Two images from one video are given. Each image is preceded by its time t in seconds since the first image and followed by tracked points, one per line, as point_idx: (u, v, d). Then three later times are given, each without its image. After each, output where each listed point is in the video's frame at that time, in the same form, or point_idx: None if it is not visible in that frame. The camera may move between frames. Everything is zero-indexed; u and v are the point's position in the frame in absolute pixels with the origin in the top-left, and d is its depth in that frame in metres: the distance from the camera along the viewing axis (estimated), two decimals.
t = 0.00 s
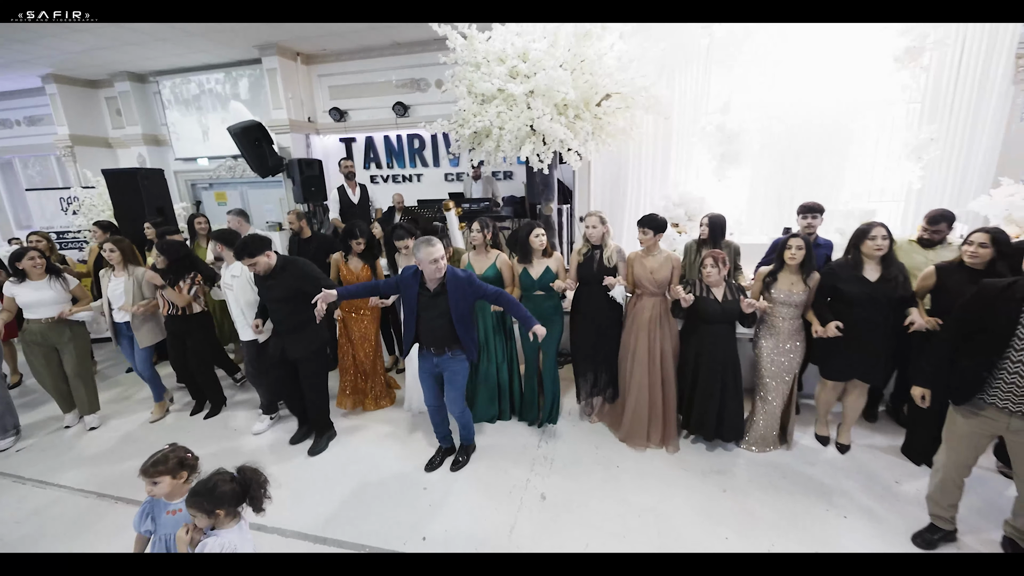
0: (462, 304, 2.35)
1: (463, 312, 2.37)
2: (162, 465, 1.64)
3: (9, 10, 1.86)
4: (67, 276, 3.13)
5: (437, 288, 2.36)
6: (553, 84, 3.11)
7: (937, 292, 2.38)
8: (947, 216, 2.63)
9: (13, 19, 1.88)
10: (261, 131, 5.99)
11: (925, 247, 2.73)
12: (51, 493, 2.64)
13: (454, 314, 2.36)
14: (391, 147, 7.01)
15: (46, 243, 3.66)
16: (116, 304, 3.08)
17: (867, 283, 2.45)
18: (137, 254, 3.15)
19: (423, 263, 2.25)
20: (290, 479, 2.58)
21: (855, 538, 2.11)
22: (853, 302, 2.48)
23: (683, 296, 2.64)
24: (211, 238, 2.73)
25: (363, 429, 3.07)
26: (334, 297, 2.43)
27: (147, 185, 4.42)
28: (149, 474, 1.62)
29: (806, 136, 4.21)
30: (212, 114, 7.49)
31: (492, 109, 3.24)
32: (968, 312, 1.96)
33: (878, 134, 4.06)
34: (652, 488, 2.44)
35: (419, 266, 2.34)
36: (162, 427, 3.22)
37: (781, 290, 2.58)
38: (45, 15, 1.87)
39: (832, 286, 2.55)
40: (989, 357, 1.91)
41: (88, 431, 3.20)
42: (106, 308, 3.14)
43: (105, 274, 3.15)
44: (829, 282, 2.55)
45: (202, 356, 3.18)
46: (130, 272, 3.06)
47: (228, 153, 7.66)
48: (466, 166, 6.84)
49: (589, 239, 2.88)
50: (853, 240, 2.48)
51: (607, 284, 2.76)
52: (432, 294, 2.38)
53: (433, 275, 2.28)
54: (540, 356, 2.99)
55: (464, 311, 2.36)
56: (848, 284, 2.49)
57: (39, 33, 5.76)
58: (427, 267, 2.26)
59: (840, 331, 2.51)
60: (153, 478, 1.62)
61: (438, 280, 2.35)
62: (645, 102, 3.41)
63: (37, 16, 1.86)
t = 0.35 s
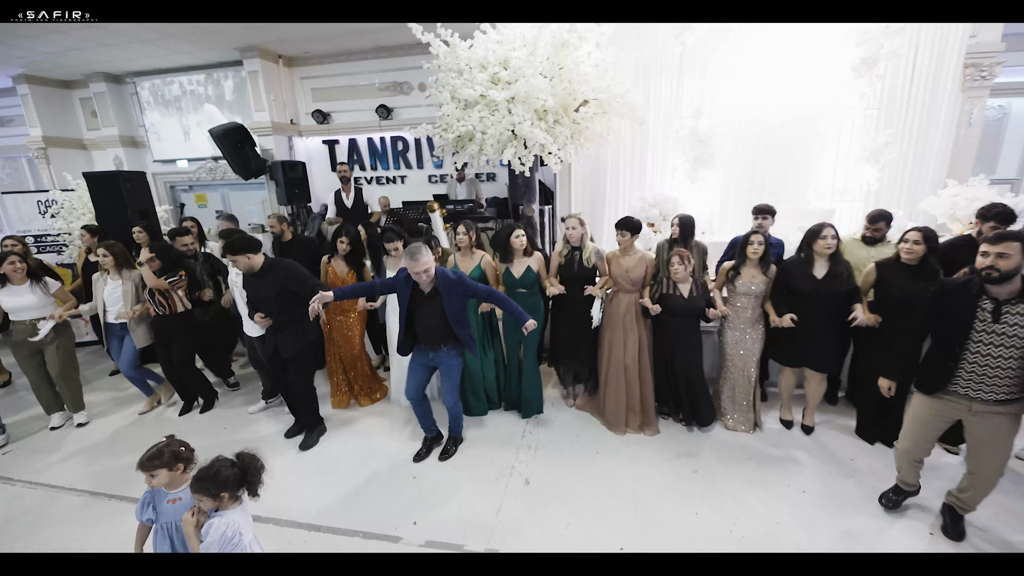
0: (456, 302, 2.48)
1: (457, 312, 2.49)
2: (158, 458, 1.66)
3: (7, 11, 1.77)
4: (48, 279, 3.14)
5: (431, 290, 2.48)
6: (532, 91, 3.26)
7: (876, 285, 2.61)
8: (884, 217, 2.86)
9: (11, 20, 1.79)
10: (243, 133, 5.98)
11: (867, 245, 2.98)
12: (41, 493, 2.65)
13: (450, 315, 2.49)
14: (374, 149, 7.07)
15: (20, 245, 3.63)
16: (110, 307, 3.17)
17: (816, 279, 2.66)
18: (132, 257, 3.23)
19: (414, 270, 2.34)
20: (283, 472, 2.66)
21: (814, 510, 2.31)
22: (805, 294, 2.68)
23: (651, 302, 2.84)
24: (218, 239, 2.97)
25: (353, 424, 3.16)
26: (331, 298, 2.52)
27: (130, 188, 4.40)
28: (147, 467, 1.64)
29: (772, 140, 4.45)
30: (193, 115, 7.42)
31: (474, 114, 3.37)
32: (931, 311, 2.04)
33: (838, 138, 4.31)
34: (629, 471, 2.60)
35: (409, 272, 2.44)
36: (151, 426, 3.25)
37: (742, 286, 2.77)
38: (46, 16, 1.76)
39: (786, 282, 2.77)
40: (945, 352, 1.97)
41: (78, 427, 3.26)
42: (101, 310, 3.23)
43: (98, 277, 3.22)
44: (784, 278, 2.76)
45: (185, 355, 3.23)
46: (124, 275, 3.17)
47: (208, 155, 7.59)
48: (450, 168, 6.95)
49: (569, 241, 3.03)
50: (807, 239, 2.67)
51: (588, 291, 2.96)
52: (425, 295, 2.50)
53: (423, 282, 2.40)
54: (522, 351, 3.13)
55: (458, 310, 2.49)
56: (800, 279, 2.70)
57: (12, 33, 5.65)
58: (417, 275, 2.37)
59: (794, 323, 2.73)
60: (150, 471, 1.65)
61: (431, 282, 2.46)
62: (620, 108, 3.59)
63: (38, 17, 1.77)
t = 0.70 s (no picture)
0: (440, 300, 2.59)
1: (441, 308, 2.60)
2: (152, 453, 1.56)
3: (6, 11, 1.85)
4: (43, 279, 3.20)
5: (415, 286, 2.59)
6: (514, 97, 3.39)
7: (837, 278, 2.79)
8: (840, 214, 3.08)
9: (12, 19, 1.86)
10: (226, 135, 5.95)
11: (825, 241, 3.20)
12: (30, 493, 2.66)
13: (433, 310, 2.59)
14: (359, 150, 7.11)
15: None
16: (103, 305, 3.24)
17: (780, 271, 2.84)
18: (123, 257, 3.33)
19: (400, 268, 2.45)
20: (276, 466, 2.73)
21: (781, 487, 2.48)
22: (772, 287, 2.86)
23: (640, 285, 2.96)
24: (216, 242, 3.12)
25: (343, 420, 3.24)
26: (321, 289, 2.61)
27: (112, 191, 4.38)
28: (142, 460, 1.54)
29: (744, 143, 4.66)
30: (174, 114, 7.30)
31: (458, 118, 3.49)
32: (879, 298, 2.20)
33: (806, 141, 4.53)
34: (610, 457, 2.74)
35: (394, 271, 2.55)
36: (141, 426, 3.28)
37: (714, 280, 2.95)
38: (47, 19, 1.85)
39: (755, 275, 2.93)
40: (893, 334, 2.13)
41: (76, 416, 3.45)
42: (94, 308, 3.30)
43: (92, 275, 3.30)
44: (753, 271, 2.93)
45: (177, 357, 3.33)
46: (115, 274, 3.24)
47: (189, 156, 7.51)
48: (434, 169, 7.03)
49: (557, 236, 3.16)
50: (773, 235, 2.85)
51: (574, 277, 3.06)
52: (412, 291, 2.61)
53: (409, 278, 2.51)
54: (510, 343, 3.28)
55: (442, 305, 2.59)
56: (767, 272, 2.87)
57: None
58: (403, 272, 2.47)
59: (764, 314, 2.92)
60: (144, 464, 1.55)
61: (415, 277, 2.56)
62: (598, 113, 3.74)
63: (41, 18, 1.85)
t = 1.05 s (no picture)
0: (416, 302, 2.70)
1: (416, 309, 2.71)
2: (149, 444, 1.61)
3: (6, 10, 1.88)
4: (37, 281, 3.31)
5: (396, 286, 2.69)
6: (495, 100, 3.51)
7: (801, 273, 3.01)
8: (806, 216, 3.31)
9: (12, 18, 1.89)
10: (206, 136, 5.92)
11: (793, 240, 3.41)
12: (18, 493, 2.68)
13: (409, 310, 2.71)
14: (341, 151, 7.13)
15: None
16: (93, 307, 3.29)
17: (752, 267, 3.02)
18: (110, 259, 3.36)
19: (383, 267, 2.57)
20: (267, 460, 2.80)
21: (747, 465, 2.67)
22: (744, 282, 3.04)
23: (616, 294, 3.19)
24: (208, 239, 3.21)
25: (331, 414, 3.32)
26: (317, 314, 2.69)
27: (91, 192, 4.34)
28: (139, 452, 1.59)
29: (716, 144, 4.88)
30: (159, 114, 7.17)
31: (441, 121, 3.60)
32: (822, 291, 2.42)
33: (773, 143, 4.77)
34: (589, 443, 2.89)
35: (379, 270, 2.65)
36: (131, 426, 3.32)
37: (689, 276, 3.13)
38: (45, 18, 1.89)
39: (729, 273, 3.10)
40: (834, 323, 2.37)
41: (59, 419, 3.46)
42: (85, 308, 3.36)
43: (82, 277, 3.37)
44: (727, 269, 3.09)
45: (172, 353, 3.41)
46: (104, 277, 3.29)
47: (166, 157, 7.42)
48: (417, 170, 7.10)
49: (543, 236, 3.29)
50: (743, 234, 3.05)
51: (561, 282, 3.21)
52: (393, 290, 2.70)
53: (393, 275, 2.61)
54: (499, 339, 3.46)
55: (417, 307, 2.71)
56: (740, 269, 3.05)
57: None
58: (388, 270, 2.58)
59: (734, 307, 3.11)
60: (142, 456, 1.60)
61: (398, 279, 2.67)
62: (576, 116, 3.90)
63: (38, 18, 1.90)
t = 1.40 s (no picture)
0: (389, 297, 2.76)
1: (388, 305, 2.76)
2: (148, 435, 1.67)
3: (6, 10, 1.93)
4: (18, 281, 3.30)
5: (369, 279, 2.77)
6: (479, 103, 3.62)
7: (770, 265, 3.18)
8: (783, 210, 3.49)
9: (11, 18, 1.93)
10: (187, 137, 5.89)
11: (766, 233, 3.59)
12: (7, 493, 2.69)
13: (380, 304, 2.76)
14: (325, 152, 7.14)
15: None
16: (73, 305, 3.30)
17: (726, 261, 3.16)
18: (94, 259, 3.40)
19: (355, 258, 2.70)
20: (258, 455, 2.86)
21: (720, 449, 2.83)
22: (718, 274, 3.18)
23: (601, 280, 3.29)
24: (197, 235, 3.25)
25: (321, 411, 3.38)
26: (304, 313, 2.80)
27: (71, 194, 4.31)
28: (139, 443, 1.66)
29: (692, 145, 5.07)
30: (139, 114, 7.08)
31: (426, 122, 3.68)
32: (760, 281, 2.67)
33: (747, 144, 4.97)
34: (572, 432, 3.02)
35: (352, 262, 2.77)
36: (118, 426, 3.34)
37: (666, 269, 3.30)
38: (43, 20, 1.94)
39: (704, 267, 3.23)
40: (770, 308, 2.60)
41: (41, 421, 3.45)
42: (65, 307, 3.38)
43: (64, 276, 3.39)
44: (701, 264, 3.23)
45: (155, 351, 3.44)
46: (88, 276, 3.33)
47: (146, 158, 7.33)
48: (401, 170, 7.16)
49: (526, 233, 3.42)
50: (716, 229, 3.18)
51: (543, 271, 3.34)
52: (367, 284, 2.78)
53: (366, 266, 2.71)
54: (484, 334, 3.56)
55: (391, 303, 2.76)
56: (714, 262, 3.20)
57: None
58: (362, 260, 2.70)
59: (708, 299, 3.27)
60: (141, 446, 1.67)
61: (371, 272, 2.76)
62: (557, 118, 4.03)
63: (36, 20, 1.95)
